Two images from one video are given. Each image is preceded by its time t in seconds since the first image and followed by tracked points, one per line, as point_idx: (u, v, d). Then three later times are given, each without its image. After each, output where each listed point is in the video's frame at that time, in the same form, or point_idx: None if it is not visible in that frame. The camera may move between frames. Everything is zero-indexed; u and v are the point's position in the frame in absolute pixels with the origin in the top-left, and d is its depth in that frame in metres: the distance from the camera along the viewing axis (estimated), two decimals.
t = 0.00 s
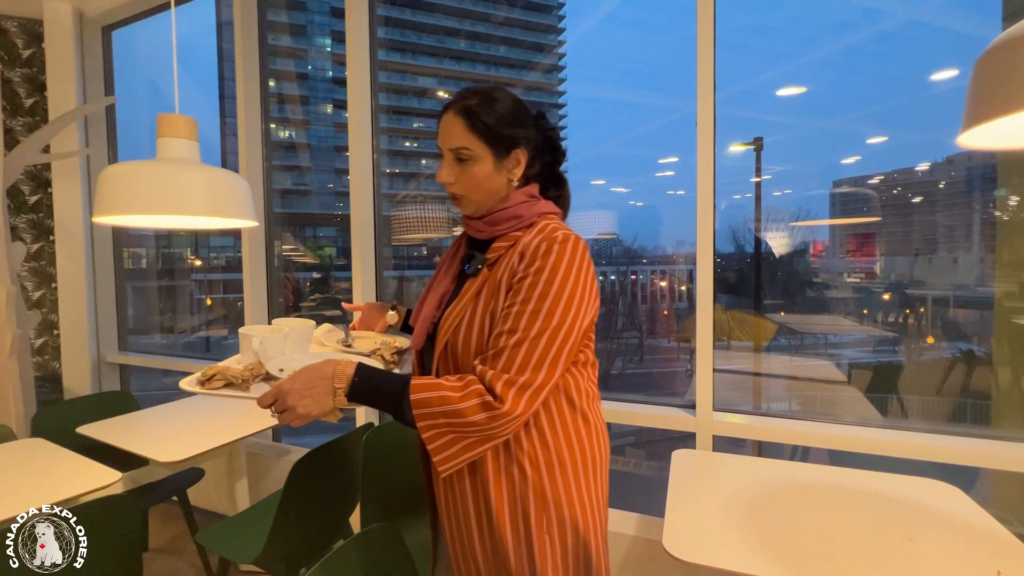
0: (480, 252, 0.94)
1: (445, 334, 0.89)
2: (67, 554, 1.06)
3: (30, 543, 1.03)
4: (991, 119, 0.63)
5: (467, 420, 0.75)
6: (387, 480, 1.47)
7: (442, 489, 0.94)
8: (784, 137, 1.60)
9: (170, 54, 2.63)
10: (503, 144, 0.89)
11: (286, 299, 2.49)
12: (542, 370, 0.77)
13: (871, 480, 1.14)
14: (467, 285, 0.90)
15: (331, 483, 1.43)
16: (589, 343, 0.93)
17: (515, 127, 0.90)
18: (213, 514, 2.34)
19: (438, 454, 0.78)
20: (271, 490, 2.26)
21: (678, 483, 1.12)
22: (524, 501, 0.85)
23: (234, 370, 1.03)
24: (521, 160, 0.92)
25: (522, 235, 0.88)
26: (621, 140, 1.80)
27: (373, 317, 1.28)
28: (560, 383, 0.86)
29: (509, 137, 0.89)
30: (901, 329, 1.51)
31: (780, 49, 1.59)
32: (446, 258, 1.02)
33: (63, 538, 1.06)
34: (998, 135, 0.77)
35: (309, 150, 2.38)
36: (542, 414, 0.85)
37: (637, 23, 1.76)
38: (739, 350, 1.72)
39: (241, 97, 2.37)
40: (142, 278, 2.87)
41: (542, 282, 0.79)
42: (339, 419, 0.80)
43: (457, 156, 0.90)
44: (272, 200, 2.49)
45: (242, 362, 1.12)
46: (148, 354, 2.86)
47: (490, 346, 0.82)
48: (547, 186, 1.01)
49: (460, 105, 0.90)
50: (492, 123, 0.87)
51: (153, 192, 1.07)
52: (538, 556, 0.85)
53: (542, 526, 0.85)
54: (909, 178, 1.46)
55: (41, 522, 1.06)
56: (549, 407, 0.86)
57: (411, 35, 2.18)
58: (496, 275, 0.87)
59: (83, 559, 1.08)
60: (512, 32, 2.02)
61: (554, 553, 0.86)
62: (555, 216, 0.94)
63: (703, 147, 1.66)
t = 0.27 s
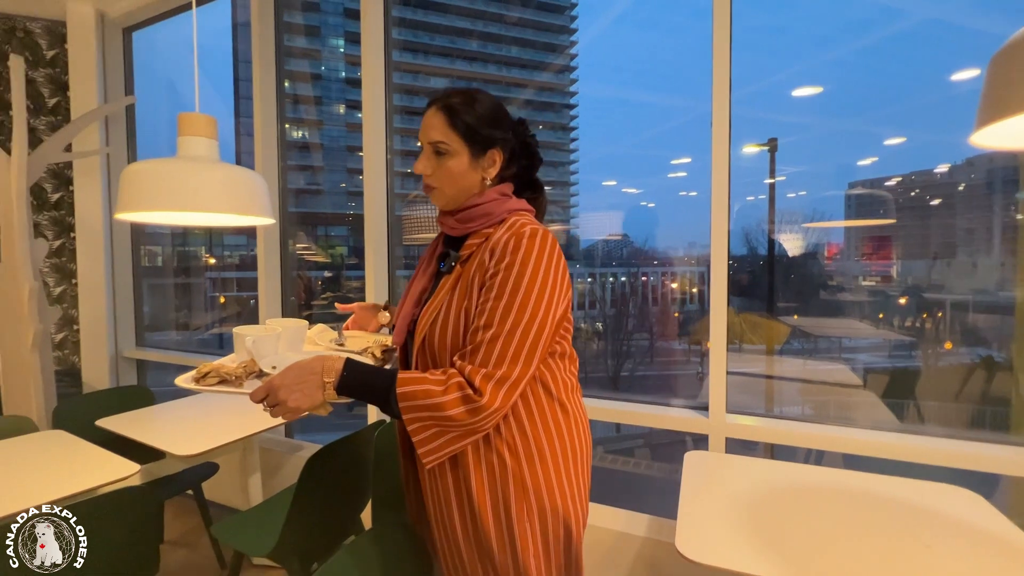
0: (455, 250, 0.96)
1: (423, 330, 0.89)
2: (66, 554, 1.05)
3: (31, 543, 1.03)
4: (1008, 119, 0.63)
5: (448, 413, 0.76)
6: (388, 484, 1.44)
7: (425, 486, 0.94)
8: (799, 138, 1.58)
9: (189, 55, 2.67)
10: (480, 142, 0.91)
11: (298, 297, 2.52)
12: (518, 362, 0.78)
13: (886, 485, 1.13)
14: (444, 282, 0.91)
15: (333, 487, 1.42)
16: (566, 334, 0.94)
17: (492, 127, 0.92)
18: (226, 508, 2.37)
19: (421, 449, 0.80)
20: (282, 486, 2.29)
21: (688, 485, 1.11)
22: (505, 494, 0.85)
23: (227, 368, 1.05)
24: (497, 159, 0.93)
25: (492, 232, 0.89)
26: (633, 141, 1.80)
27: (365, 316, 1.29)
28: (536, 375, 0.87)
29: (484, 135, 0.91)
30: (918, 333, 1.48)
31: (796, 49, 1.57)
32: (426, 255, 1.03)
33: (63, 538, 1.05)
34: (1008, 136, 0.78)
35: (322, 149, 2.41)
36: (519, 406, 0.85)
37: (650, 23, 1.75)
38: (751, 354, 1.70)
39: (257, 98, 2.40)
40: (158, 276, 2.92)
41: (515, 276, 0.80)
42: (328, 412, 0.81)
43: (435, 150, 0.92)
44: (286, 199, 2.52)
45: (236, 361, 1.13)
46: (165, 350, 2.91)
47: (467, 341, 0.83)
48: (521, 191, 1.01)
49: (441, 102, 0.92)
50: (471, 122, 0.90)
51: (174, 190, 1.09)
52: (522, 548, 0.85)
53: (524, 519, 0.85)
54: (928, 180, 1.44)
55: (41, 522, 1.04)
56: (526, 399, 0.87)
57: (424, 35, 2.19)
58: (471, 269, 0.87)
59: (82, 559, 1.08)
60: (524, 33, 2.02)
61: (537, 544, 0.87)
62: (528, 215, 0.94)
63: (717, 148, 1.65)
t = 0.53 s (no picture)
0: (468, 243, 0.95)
1: (438, 322, 0.89)
2: (67, 554, 1.04)
3: (31, 543, 1.01)
4: None
5: (465, 402, 0.77)
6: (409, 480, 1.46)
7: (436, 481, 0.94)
8: (819, 134, 1.55)
9: (209, 55, 2.72)
10: (497, 135, 0.92)
11: (314, 294, 2.55)
12: (533, 354, 0.79)
13: (908, 488, 1.10)
14: (457, 274, 0.91)
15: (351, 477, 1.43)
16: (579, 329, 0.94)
17: (509, 121, 0.92)
18: (244, 501, 2.41)
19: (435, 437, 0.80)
20: (299, 479, 2.32)
21: (703, 485, 1.09)
22: (515, 486, 0.85)
23: (248, 356, 1.06)
24: (512, 153, 0.93)
25: (506, 224, 0.88)
26: (649, 139, 1.78)
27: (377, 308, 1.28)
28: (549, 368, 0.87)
29: (501, 129, 0.91)
30: (942, 334, 1.44)
31: (816, 43, 1.54)
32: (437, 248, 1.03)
33: (63, 538, 1.03)
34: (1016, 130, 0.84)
35: (338, 148, 2.43)
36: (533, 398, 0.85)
37: (666, 19, 1.74)
38: (767, 354, 1.68)
39: (276, 97, 2.43)
40: (179, 272, 2.97)
41: (532, 267, 0.80)
42: (350, 400, 0.81)
43: (452, 141, 0.92)
44: (303, 197, 2.55)
45: (254, 348, 1.13)
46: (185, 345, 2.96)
47: (483, 332, 0.83)
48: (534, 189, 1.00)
49: (460, 96, 0.93)
50: (489, 115, 0.90)
51: (196, 186, 1.11)
52: (530, 540, 0.85)
53: (533, 511, 0.85)
54: (953, 178, 1.40)
55: (40, 522, 1.01)
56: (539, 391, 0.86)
57: (439, 34, 2.20)
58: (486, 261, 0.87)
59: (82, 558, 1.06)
60: (539, 30, 2.02)
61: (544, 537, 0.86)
62: (541, 208, 0.93)
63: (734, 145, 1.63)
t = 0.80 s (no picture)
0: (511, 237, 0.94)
1: (477, 315, 0.89)
2: (67, 554, 1.00)
3: (30, 543, 0.97)
4: None
5: (505, 399, 0.76)
6: (423, 476, 1.48)
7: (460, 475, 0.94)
8: (833, 129, 1.52)
9: (221, 55, 2.74)
10: (546, 126, 0.91)
11: (325, 291, 2.56)
12: (576, 355, 0.78)
13: (925, 488, 1.08)
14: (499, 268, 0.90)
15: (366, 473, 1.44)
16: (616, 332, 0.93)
17: (558, 111, 0.91)
18: (257, 495, 2.44)
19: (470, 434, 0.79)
20: (310, 475, 2.34)
21: (714, 484, 1.08)
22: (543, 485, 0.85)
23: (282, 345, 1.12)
24: (560, 144, 0.93)
25: (554, 221, 0.87)
26: (658, 135, 1.76)
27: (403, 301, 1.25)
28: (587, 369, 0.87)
29: (551, 119, 0.91)
30: (960, 332, 1.41)
31: (831, 36, 1.51)
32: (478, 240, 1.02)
33: (64, 538, 1.01)
34: None
35: (348, 146, 2.44)
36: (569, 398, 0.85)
37: (677, 13, 1.72)
38: (779, 351, 1.66)
39: (287, 96, 2.44)
40: (192, 270, 3.01)
41: (577, 266, 0.79)
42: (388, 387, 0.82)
43: (501, 130, 0.91)
44: (314, 195, 2.56)
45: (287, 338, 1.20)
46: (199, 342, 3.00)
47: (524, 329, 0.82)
48: (580, 183, 1.00)
49: (509, 85, 0.92)
50: (540, 104, 0.90)
51: (209, 182, 1.12)
52: (556, 540, 0.85)
53: (560, 511, 0.85)
54: (971, 173, 1.37)
55: (40, 521, 0.98)
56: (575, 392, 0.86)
57: (448, 32, 2.19)
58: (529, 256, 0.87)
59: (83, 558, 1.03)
60: (549, 27, 2.00)
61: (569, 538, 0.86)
62: (588, 204, 0.93)
63: (747, 141, 1.60)
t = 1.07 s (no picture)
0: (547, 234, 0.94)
1: (512, 315, 0.88)
2: (67, 554, 0.99)
3: (30, 543, 0.98)
4: None
5: (549, 403, 0.74)
6: (428, 472, 1.49)
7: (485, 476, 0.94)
8: (841, 123, 1.51)
9: (226, 54, 2.74)
10: (590, 122, 0.90)
11: (331, 289, 2.57)
12: (619, 359, 0.77)
13: (935, 485, 1.07)
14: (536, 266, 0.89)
15: (372, 471, 1.45)
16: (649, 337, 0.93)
17: (604, 107, 0.90)
18: (264, 492, 2.45)
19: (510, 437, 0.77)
20: (317, 472, 2.35)
21: (721, 483, 1.07)
22: (574, 488, 0.85)
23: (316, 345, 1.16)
24: (603, 141, 0.92)
25: (594, 220, 0.87)
26: (662, 131, 1.75)
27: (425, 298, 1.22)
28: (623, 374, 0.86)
29: (596, 115, 0.89)
30: (970, 328, 1.39)
31: (839, 30, 1.49)
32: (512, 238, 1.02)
33: (64, 538, 1.00)
34: None
35: (353, 144, 2.44)
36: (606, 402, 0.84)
37: (683, 7, 1.70)
38: (786, 348, 1.65)
39: (291, 94, 2.44)
40: (199, 268, 3.02)
41: (619, 269, 0.79)
42: (431, 385, 0.80)
43: (544, 123, 0.90)
44: (319, 193, 2.56)
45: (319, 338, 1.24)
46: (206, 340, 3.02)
47: (563, 330, 0.82)
48: (618, 185, 0.99)
49: (555, 78, 0.91)
50: (586, 98, 0.89)
51: (214, 181, 1.11)
52: (584, 543, 0.85)
53: (589, 514, 0.86)
54: (981, 167, 1.35)
55: (40, 522, 0.98)
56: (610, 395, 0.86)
57: (452, 28, 2.18)
58: (568, 257, 0.86)
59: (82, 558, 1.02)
60: (553, 22, 1.99)
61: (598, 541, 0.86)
62: (628, 205, 0.92)
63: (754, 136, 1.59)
